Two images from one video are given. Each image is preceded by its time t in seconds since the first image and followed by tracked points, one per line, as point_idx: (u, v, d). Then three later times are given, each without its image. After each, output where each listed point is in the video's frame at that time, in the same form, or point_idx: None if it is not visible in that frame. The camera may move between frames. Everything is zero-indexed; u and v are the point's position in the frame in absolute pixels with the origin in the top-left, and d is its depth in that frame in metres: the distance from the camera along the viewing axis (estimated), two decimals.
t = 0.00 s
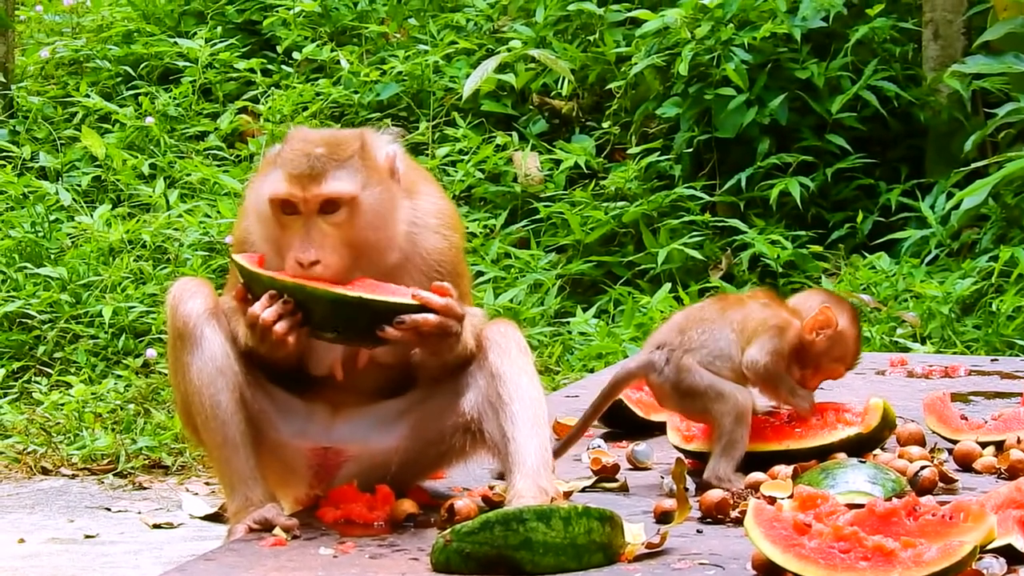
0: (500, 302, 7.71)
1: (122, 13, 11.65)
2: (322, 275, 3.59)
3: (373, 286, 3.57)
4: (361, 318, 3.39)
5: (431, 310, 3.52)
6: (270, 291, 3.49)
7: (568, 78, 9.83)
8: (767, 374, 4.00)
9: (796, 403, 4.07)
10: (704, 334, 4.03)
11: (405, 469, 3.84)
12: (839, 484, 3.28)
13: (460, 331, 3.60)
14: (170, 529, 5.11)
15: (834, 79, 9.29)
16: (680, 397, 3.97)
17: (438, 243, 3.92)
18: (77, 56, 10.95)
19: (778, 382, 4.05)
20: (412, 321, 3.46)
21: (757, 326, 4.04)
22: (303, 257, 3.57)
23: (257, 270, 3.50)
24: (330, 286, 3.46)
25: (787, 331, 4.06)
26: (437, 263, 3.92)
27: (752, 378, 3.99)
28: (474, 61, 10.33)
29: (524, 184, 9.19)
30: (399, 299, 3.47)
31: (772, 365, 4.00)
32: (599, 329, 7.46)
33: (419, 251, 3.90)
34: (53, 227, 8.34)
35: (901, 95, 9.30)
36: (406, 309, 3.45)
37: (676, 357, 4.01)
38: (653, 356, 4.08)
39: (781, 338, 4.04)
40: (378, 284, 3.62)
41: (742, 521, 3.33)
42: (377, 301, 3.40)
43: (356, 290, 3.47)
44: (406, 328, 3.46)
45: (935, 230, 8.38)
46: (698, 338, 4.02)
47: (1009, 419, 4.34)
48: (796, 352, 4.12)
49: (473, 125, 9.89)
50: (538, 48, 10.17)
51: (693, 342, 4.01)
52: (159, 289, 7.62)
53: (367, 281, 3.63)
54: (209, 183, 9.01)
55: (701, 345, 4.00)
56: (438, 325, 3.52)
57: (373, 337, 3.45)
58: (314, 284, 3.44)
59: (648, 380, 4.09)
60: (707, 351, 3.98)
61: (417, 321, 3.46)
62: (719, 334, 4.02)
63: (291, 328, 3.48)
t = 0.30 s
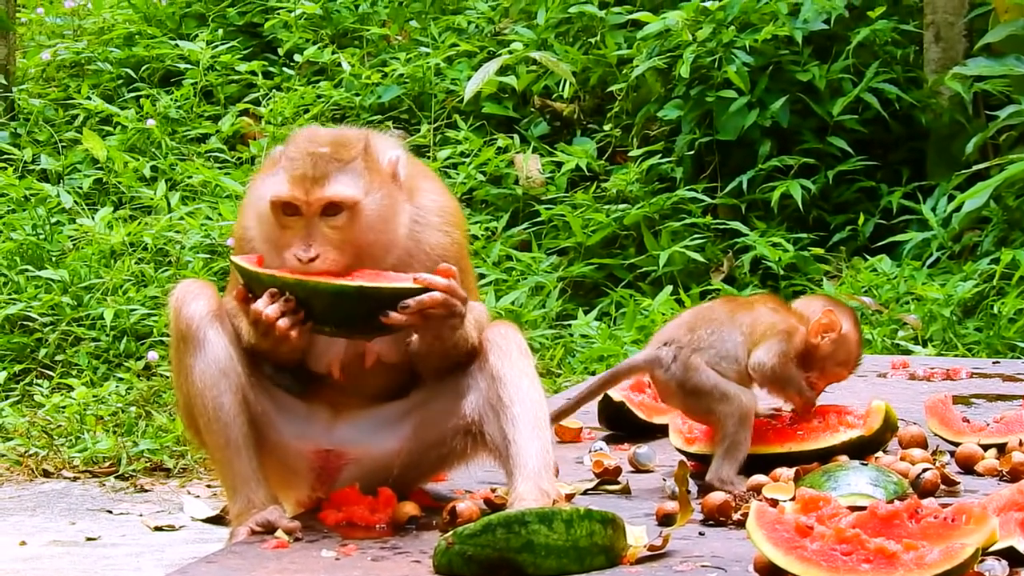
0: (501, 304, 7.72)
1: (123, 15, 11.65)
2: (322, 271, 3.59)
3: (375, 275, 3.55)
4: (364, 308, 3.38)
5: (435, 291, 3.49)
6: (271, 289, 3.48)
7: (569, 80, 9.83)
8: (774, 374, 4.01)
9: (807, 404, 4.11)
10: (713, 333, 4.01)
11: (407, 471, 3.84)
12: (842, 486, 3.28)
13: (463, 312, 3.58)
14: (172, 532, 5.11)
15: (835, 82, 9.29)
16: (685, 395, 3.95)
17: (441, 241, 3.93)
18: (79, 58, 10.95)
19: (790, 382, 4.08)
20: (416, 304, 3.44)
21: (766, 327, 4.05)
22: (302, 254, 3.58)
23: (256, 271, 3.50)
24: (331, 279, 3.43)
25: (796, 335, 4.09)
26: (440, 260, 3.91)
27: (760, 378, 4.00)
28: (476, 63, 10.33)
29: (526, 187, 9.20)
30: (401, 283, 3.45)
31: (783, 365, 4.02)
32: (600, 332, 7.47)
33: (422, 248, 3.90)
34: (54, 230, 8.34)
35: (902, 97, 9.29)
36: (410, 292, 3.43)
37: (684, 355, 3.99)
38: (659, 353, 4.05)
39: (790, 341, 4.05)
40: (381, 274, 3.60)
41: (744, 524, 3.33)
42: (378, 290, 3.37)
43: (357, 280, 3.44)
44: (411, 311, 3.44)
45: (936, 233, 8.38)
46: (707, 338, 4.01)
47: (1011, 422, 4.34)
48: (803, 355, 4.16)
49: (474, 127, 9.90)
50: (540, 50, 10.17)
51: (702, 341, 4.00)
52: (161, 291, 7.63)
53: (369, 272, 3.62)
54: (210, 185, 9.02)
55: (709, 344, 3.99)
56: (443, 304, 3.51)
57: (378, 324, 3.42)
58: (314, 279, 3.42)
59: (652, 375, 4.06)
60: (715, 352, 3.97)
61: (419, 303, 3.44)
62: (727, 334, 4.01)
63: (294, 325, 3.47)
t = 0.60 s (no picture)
0: (502, 305, 7.71)
1: (124, 16, 11.66)
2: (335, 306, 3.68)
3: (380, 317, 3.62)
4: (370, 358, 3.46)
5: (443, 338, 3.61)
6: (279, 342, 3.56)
7: (569, 82, 9.84)
8: (778, 360, 4.04)
9: (807, 383, 4.13)
10: (718, 334, 4.03)
11: (407, 473, 3.84)
12: (841, 488, 3.29)
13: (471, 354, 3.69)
14: (173, 533, 5.11)
15: (836, 83, 9.29)
16: (693, 397, 3.93)
17: (439, 240, 3.93)
18: (80, 60, 10.96)
19: (795, 368, 4.10)
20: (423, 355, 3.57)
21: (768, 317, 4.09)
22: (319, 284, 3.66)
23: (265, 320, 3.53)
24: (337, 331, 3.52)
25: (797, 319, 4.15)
26: (439, 260, 3.93)
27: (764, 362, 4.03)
28: (477, 65, 10.33)
29: (526, 188, 9.20)
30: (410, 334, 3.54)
31: (785, 350, 4.05)
32: (601, 333, 7.46)
33: (422, 249, 3.90)
34: (55, 231, 8.34)
35: (903, 98, 9.29)
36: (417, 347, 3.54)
37: (691, 356, 3.98)
38: (666, 354, 4.02)
39: (790, 327, 4.10)
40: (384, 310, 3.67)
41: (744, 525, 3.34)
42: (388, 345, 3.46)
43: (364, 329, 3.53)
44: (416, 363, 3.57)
45: (937, 234, 8.37)
46: (712, 338, 4.03)
47: (1011, 423, 4.34)
48: (806, 335, 4.20)
49: (475, 128, 9.90)
50: (540, 52, 10.17)
51: (708, 342, 4.01)
52: (162, 293, 7.63)
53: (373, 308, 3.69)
54: (211, 187, 9.02)
55: (716, 344, 4.01)
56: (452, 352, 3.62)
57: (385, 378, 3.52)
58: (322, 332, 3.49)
59: (659, 377, 4.02)
60: (721, 351, 4.00)
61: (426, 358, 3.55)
62: (731, 333, 4.04)
63: (286, 368, 3.55)
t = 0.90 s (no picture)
0: (503, 307, 7.72)
1: (125, 18, 11.68)
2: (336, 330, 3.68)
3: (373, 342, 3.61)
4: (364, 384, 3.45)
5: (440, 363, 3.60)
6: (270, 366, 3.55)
7: (570, 83, 9.85)
8: (772, 346, 4.03)
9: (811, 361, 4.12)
10: (703, 336, 4.02)
11: (407, 473, 3.85)
12: (841, 488, 3.29)
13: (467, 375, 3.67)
14: (174, 535, 5.12)
15: (836, 84, 9.29)
16: (687, 401, 3.95)
17: (439, 245, 3.94)
18: (81, 62, 10.97)
19: (792, 354, 4.09)
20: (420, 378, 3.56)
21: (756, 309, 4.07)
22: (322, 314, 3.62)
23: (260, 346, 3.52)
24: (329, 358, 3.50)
25: (790, 304, 4.14)
26: (438, 264, 3.93)
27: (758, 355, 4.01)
28: (477, 66, 10.33)
29: (527, 190, 9.20)
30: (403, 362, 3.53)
31: (774, 339, 4.03)
32: (601, 334, 7.46)
33: (424, 255, 3.91)
34: (57, 233, 8.34)
35: (903, 99, 9.30)
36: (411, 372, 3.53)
37: (680, 361, 4.00)
38: (657, 362, 4.06)
39: (778, 316, 4.08)
40: (378, 333, 3.65)
41: (743, 526, 3.34)
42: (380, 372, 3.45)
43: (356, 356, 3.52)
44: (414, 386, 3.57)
45: (937, 235, 8.36)
46: (697, 341, 4.02)
47: (1011, 423, 4.34)
48: (804, 315, 4.21)
49: (476, 130, 9.91)
50: (541, 53, 10.18)
51: (694, 346, 4.01)
52: (163, 294, 7.63)
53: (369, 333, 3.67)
54: (212, 188, 9.03)
55: (703, 347, 4.00)
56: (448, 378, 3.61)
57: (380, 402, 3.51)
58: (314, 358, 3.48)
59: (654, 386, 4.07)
60: (709, 351, 3.99)
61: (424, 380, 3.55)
62: (716, 332, 4.02)
63: (279, 393, 3.55)
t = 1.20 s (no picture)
0: (503, 309, 7.72)
1: (125, 22, 11.69)
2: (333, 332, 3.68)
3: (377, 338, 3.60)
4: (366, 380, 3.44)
5: (444, 359, 3.59)
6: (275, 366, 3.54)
7: (570, 85, 9.86)
8: (766, 348, 4.01)
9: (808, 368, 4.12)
10: (693, 339, 4.02)
11: (407, 476, 3.85)
12: (840, 490, 3.29)
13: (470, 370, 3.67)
14: (174, 538, 5.12)
15: (836, 86, 9.29)
16: (680, 405, 3.97)
17: (439, 249, 3.94)
18: (81, 65, 10.99)
19: (786, 358, 4.07)
20: (426, 375, 3.55)
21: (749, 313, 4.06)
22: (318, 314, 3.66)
23: (264, 346, 3.52)
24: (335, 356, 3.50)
25: (789, 310, 4.12)
26: (439, 269, 3.93)
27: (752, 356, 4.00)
28: (477, 69, 10.34)
29: (527, 192, 9.20)
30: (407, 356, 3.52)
31: (769, 341, 4.01)
32: (601, 336, 7.46)
33: (422, 259, 3.90)
34: (57, 235, 8.34)
35: (903, 100, 9.30)
36: (419, 367, 3.53)
37: (671, 365, 4.02)
38: (650, 368, 4.08)
39: (773, 319, 4.06)
40: (382, 332, 3.64)
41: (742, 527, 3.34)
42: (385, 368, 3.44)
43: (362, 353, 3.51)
44: (419, 382, 3.56)
45: (938, 237, 8.37)
46: (687, 344, 4.02)
47: (1009, 425, 4.34)
48: (805, 328, 4.21)
49: (476, 132, 9.91)
50: (541, 55, 10.19)
51: (684, 349, 4.01)
52: (163, 297, 7.64)
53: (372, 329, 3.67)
54: (212, 191, 9.03)
55: (693, 349, 4.00)
56: (452, 374, 3.60)
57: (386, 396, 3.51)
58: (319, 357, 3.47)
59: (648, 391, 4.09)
60: (701, 354, 3.99)
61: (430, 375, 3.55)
62: (708, 334, 4.02)
63: (286, 393, 3.53)
